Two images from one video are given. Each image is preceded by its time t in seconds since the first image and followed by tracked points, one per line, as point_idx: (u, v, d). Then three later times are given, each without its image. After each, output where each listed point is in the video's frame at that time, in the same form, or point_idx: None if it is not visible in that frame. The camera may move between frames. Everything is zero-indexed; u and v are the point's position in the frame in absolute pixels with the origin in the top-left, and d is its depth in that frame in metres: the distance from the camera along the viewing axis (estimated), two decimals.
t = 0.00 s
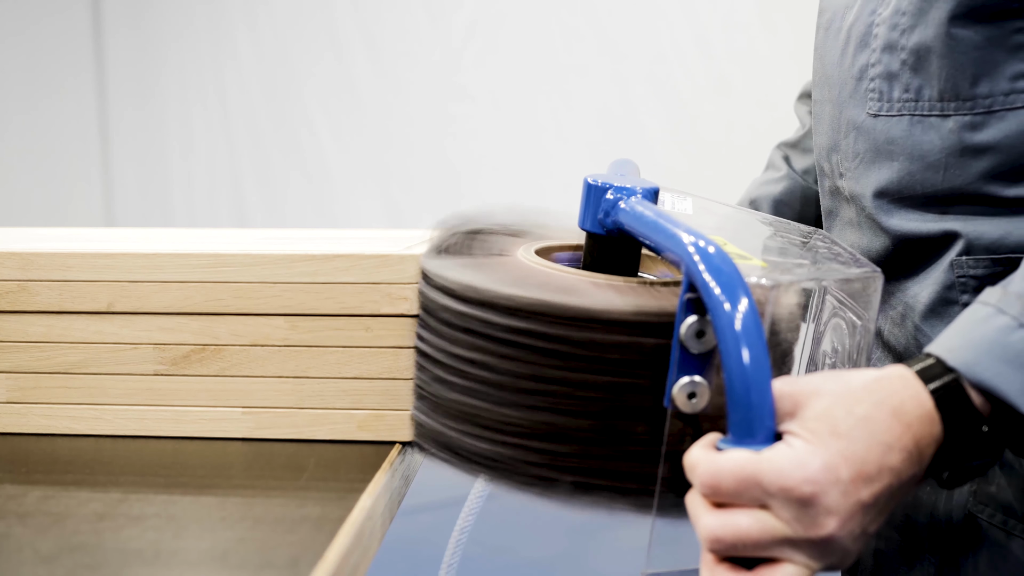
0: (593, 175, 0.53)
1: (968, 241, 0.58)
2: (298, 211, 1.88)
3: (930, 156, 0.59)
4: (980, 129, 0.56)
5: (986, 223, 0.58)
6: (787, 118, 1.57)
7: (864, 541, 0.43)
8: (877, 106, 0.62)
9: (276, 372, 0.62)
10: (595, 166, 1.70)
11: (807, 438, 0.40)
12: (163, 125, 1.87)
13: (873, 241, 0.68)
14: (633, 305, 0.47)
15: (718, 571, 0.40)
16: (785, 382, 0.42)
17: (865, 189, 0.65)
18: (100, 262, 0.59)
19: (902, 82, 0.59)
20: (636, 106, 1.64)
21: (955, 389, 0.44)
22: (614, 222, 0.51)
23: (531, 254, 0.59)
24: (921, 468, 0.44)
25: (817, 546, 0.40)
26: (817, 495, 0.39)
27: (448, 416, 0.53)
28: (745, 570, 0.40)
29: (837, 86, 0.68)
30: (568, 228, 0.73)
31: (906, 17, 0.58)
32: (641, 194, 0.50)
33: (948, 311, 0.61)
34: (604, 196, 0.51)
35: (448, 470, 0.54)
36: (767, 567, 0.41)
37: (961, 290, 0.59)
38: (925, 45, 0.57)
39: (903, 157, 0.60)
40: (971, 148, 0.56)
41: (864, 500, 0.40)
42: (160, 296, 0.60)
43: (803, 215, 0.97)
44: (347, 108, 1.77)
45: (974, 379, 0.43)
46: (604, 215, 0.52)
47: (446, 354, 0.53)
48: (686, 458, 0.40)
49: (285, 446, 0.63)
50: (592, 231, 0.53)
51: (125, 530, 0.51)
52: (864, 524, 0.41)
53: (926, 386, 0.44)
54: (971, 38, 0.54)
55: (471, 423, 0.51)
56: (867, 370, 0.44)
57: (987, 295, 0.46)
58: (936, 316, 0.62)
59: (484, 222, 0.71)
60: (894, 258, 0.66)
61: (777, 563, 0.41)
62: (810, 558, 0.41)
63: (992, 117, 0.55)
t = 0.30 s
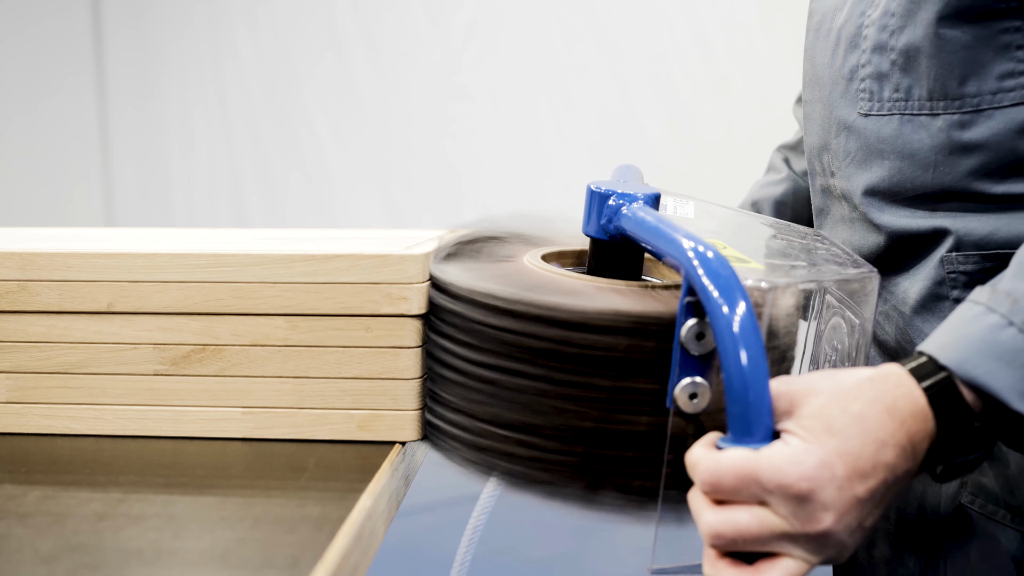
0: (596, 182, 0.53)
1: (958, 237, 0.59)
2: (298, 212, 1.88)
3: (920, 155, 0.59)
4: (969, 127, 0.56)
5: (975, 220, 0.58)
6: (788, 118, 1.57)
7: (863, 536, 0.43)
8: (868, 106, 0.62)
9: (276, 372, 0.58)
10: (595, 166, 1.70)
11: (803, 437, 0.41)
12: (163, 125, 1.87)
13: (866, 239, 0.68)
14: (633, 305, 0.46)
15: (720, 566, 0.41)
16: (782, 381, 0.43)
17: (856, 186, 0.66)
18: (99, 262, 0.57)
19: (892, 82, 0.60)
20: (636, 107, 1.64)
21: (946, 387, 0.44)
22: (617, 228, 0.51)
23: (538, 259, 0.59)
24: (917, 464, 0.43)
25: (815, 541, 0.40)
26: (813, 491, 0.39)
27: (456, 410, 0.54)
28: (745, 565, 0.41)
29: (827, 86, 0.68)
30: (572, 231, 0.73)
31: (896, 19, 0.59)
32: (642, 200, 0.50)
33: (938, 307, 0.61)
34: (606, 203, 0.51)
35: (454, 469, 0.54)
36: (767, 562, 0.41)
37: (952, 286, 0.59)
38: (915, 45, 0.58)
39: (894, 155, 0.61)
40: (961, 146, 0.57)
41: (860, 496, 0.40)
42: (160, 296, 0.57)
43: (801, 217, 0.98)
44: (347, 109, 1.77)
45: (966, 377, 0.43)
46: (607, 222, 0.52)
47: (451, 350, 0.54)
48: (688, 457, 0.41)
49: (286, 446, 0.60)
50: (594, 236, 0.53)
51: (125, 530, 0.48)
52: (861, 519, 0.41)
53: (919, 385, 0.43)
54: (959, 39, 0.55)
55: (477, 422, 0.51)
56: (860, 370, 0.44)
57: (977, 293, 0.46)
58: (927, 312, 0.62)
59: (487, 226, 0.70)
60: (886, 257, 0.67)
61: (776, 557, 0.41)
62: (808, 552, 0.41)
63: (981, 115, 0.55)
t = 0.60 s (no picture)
0: (594, 175, 0.53)
1: (950, 236, 0.60)
2: (298, 211, 1.88)
3: (913, 155, 0.60)
4: (959, 127, 0.57)
5: (966, 217, 0.60)
6: (788, 118, 1.57)
7: (846, 520, 0.44)
8: (863, 108, 0.64)
9: (276, 372, 0.58)
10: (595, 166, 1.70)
11: (787, 422, 0.41)
12: (163, 125, 1.87)
13: (862, 233, 0.69)
14: (627, 297, 0.47)
15: (704, 546, 0.42)
16: (769, 368, 0.43)
17: (852, 185, 0.67)
18: (99, 262, 0.56)
19: (885, 84, 0.61)
20: (636, 106, 1.64)
21: (930, 376, 0.44)
22: (614, 220, 0.51)
23: (539, 251, 0.60)
24: (898, 450, 0.44)
25: (796, 523, 0.41)
26: (794, 474, 0.40)
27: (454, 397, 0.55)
28: (729, 545, 0.42)
29: (824, 87, 0.69)
30: (573, 230, 0.73)
31: (889, 22, 0.60)
32: (639, 192, 0.51)
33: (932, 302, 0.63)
34: (605, 195, 0.52)
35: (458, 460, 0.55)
36: (751, 544, 0.42)
37: (945, 282, 0.61)
38: (907, 48, 0.59)
39: (889, 156, 0.62)
40: (952, 146, 0.58)
41: (841, 481, 0.41)
42: (160, 296, 0.57)
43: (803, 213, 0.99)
44: (347, 108, 1.77)
45: (946, 363, 0.44)
46: (604, 214, 0.52)
47: (449, 340, 0.55)
48: (675, 439, 0.42)
49: (286, 446, 0.60)
50: (593, 229, 0.54)
51: (125, 530, 0.47)
52: (842, 503, 0.42)
53: (901, 373, 0.44)
54: (948, 41, 0.56)
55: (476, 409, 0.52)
56: (846, 359, 0.44)
57: (959, 285, 0.47)
58: (920, 307, 0.64)
59: (488, 224, 0.70)
60: (880, 254, 0.68)
61: (758, 539, 0.42)
62: (790, 535, 0.42)
63: (971, 116, 0.56)
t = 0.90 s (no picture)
0: (598, 178, 0.53)
1: (953, 234, 0.63)
2: (298, 211, 1.88)
3: (915, 158, 0.63)
4: (960, 131, 0.60)
5: (967, 216, 0.63)
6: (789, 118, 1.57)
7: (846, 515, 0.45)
8: (865, 113, 0.66)
9: (276, 372, 0.58)
10: (595, 166, 1.70)
11: (790, 421, 0.42)
12: (163, 125, 1.87)
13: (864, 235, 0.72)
14: (633, 296, 0.48)
15: (710, 540, 0.43)
16: (771, 368, 0.45)
17: (854, 188, 0.70)
18: (99, 262, 0.56)
19: (886, 89, 0.64)
20: (636, 106, 1.64)
21: (928, 374, 0.46)
22: (619, 223, 0.52)
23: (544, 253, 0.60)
24: (897, 447, 0.46)
25: (798, 519, 0.43)
26: (797, 472, 0.41)
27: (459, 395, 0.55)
28: (733, 540, 0.43)
29: (826, 92, 0.71)
30: (574, 230, 0.73)
31: (889, 29, 0.62)
32: (643, 196, 0.51)
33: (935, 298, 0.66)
34: (608, 198, 0.52)
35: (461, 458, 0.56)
36: (755, 539, 0.43)
37: (948, 279, 0.64)
38: (908, 55, 0.61)
39: (892, 159, 0.65)
40: (953, 149, 0.61)
41: (842, 477, 0.43)
42: (160, 296, 0.57)
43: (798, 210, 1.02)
44: (347, 108, 1.77)
45: (946, 363, 0.46)
46: (608, 216, 0.52)
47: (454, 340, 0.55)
48: (681, 438, 0.43)
49: (286, 446, 0.59)
50: (595, 231, 0.54)
51: (125, 530, 0.47)
52: (843, 499, 0.44)
53: (898, 373, 0.46)
54: (949, 48, 0.59)
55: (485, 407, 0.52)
56: (844, 359, 0.46)
57: (955, 287, 0.48)
58: (921, 304, 0.67)
59: (489, 225, 0.70)
60: (882, 255, 0.71)
61: (762, 534, 0.43)
62: (792, 529, 0.43)
63: (971, 120, 0.59)
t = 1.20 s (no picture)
0: (597, 182, 0.54)
1: (947, 232, 0.65)
2: (299, 211, 1.88)
3: (911, 160, 0.66)
4: (955, 135, 0.62)
5: (961, 216, 0.65)
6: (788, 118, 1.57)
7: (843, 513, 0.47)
8: (861, 116, 0.68)
9: (276, 372, 0.58)
10: (595, 166, 1.69)
11: (790, 423, 0.44)
12: (163, 125, 1.87)
13: (862, 234, 0.74)
14: (633, 299, 0.48)
15: (712, 541, 0.44)
16: (770, 370, 0.45)
17: (849, 189, 0.72)
18: (100, 262, 0.56)
19: (883, 93, 0.66)
20: (636, 106, 1.63)
21: (922, 377, 0.48)
22: (617, 227, 0.52)
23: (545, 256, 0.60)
24: (891, 447, 0.48)
25: (798, 518, 0.44)
26: (797, 473, 0.42)
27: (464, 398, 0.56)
28: (734, 540, 0.44)
29: (823, 95, 0.74)
30: (575, 230, 0.73)
31: (885, 35, 0.64)
32: (641, 199, 0.51)
33: (928, 295, 0.69)
34: (607, 202, 0.52)
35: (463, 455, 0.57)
36: (755, 538, 0.45)
37: (943, 276, 0.66)
38: (903, 60, 0.63)
39: (887, 161, 0.67)
40: (948, 151, 0.63)
41: (840, 478, 0.44)
42: (161, 296, 0.57)
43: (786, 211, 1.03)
44: (347, 108, 1.77)
45: (939, 366, 0.48)
46: (607, 219, 0.52)
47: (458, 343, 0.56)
48: (683, 441, 0.44)
49: (286, 446, 0.59)
50: (595, 234, 0.54)
51: (125, 530, 0.47)
52: (841, 499, 0.45)
53: (893, 374, 0.48)
54: (944, 54, 0.61)
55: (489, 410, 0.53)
56: (842, 362, 0.48)
57: (948, 291, 0.51)
58: (918, 300, 0.69)
59: (489, 225, 0.70)
60: (877, 253, 0.74)
61: (762, 533, 0.45)
62: (791, 528, 0.45)
63: (966, 124, 0.61)
